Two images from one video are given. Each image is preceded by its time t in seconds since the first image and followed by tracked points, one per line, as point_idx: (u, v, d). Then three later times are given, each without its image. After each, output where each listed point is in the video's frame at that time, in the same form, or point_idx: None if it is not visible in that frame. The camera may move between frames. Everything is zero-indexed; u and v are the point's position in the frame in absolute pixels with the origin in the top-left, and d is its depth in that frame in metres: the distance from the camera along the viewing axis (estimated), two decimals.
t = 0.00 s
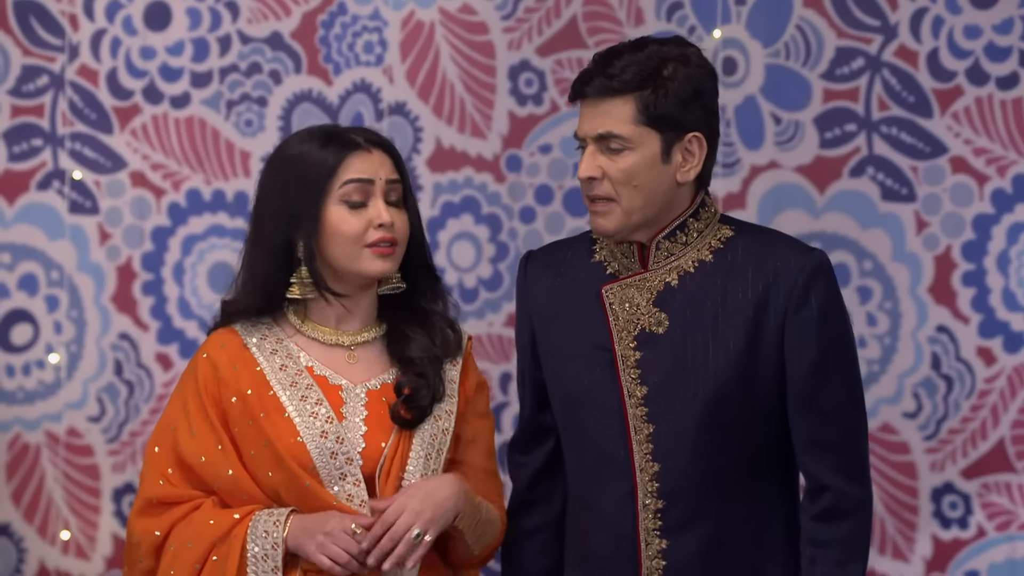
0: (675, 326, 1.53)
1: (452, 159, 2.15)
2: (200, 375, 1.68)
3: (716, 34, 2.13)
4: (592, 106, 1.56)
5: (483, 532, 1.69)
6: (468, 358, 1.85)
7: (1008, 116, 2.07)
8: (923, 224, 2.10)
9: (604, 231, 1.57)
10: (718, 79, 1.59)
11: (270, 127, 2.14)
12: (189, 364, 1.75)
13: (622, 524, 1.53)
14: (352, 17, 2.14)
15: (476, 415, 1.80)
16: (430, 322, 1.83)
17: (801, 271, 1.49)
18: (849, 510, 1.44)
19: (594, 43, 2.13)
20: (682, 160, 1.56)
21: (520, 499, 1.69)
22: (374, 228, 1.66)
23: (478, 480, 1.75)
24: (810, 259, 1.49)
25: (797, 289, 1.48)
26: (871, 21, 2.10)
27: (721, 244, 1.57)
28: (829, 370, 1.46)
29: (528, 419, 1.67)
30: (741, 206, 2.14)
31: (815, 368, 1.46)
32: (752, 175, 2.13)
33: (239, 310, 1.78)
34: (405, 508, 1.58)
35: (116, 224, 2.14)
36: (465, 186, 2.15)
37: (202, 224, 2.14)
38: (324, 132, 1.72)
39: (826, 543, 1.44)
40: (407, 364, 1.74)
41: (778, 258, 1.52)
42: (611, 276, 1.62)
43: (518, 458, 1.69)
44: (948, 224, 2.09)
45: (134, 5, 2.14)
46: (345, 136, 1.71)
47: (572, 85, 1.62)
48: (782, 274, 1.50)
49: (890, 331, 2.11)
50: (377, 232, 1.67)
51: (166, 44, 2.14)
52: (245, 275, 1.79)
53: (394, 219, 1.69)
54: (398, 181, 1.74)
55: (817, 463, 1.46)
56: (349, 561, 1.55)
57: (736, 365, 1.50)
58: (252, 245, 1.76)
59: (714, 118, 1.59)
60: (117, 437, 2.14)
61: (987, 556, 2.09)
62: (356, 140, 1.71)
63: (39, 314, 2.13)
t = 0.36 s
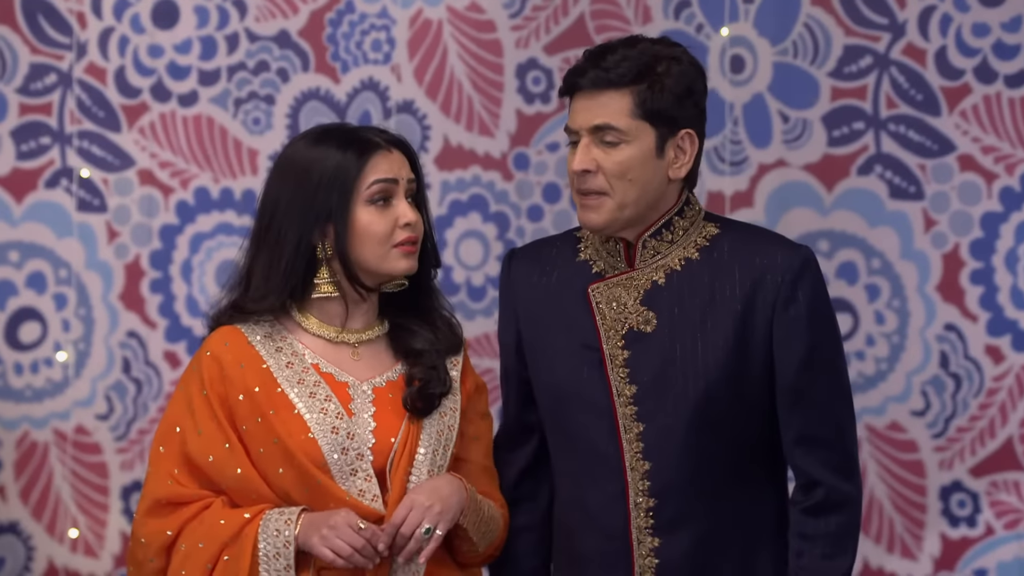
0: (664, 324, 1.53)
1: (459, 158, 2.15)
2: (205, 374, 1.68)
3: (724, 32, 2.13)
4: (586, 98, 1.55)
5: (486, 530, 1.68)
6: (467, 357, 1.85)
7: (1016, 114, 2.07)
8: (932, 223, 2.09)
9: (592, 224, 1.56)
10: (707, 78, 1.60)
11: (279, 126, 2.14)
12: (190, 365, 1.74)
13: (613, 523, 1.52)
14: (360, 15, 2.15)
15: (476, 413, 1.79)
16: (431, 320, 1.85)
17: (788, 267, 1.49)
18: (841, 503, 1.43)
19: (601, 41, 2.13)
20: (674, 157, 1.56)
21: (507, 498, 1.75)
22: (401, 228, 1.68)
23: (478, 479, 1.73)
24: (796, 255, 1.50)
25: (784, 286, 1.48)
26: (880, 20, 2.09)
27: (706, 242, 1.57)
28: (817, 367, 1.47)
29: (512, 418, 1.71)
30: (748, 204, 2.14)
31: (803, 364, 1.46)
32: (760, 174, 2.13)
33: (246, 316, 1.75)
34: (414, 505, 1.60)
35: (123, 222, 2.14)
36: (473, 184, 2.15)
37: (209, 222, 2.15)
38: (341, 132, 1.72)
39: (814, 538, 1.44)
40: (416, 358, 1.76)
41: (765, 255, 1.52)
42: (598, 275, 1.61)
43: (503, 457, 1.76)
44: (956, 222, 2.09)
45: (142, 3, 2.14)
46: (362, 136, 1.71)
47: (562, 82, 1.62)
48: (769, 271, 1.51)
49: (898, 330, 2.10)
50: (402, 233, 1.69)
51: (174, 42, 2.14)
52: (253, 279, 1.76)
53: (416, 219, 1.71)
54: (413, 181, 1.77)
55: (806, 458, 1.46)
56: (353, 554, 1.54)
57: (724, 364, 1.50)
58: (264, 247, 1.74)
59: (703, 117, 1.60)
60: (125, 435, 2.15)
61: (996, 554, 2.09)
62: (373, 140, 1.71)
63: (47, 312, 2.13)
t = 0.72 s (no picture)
0: (684, 321, 1.53)
1: (465, 157, 2.15)
2: (207, 375, 1.67)
3: (729, 31, 2.13)
4: (604, 100, 1.54)
5: (490, 520, 1.71)
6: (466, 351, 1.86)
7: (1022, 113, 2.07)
8: (938, 222, 2.09)
9: (617, 231, 1.56)
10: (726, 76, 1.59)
11: (285, 125, 2.14)
12: (191, 368, 1.73)
13: (628, 519, 1.52)
14: (365, 15, 2.14)
15: (476, 410, 1.80)
16: (432, 316, 1.85)
17: (809, 267, 1.49)
18: (856, 502, 1.43)
19: (608, 40, 2.13)
20: (693, 156, 1.55)
21: (523, 498, 1.66)
22: (395, 230, 1.68)
23: (481, 475, 1.76)
24: (817, 254, 1.50)
25: (805, 285, 1.48)
26: (886, 19, 2.09)
27: (729, 240, 1.57)
28: (837, 366, 1.46)
29: (534, 414, 1.65)
30: (754, 203, 2.14)
31: (823, 363, 1.45)
32: (766, 173, 2.13)
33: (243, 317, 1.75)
34: (421, 497, 1.61)
35: (130, 221, 2.14)
36: (479, 184, 2.15)
37: (215, 221, 2.15)
38: (335, 133, 1.71)
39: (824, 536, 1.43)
40: (417, 351, 1.77)
41: (787, 254, 1.52)
42: (620, 271, 1.61)
43: (524, 456, 1.67)
44: (962, 221, 2.09)
45: (148, 3, 2.14)
46: (356, 137, 1.71)
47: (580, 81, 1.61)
48: (790, 270, 1.50)
49: (904, 330, 2.10)
50: (397, 235, 1.68)
51: (180, 41, 2.14)
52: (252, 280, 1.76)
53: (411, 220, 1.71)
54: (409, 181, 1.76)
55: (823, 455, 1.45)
56: (367, 544, 1.54)
57: (744, 361, 1.50)
58: (263, 248, 1.73)
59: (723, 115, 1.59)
60: (131, 434, 2.15)
61: (1002, 554, 2.09)
62: (368, 141, 1.71)
63: (53, 311, 2.13)
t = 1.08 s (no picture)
0: (695, 322, 1.53)
1: (464, 157, 2.15)
2: (201, 376, 1.68)
3: (729, 31, 2.13)
4: (604, 110, 1.55)
5: (488, 524, 1.70)
6: (463, 345, 1.85)
7: (1021, 113, 2.07)
8: (937, 222, 2.09)
9: (621, 234, 1.58)
10: (729, 80, 1.57)
11: (283, 125, 2.14)
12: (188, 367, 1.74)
13: (639, 520, 1.52)
14: (364, 15, 2.14)
15: (475, 404, 1.79)
16: (429, 313, 1.85)
17: (820, 269, 1.49)
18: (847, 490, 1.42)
19: (606, 40, 2.13)
20: (692, 162, 1.55)
21: (538, 497, 1.64)
22: (393, 230, 1.68)
23: (479, 473, 1.76)
24: (829, 257, 1.50)
25: (816, 286, 1.48)
26: (884, 19, 2.09)
27: (743, 242, 1.57)
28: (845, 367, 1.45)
29: (550, 414, 1.64)
30: (753, 203, 2.14)
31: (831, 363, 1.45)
32: (765, 173, 2.13)
33: (239, 315, 1.76)
34: (419, 503, 1.60)
35: (129, 221, 2.14)
36: (478, 184, 2.15)
37: (214, 221, 2.15)
38: (335, 132, 1.71)
39: (774, 493, 1.40)
40: (410, 346, 1.76)
41: (798, 257, 1.52)
42: (633, 271, 1.62)
43: (539, 455, 1.66)
44: (961, 221, 2.09)
45: (147, 3, 2.14)
46: (356, 137, 1.70)
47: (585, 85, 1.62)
48: (800, 272, 1.50)
49: (903, 329, 2.10)
50: (394, 234, 1.68)
51: (179, 41, 2.14)
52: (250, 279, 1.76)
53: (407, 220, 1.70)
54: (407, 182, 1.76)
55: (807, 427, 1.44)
56: (361, 540, 1.54)
57: (753, 361, 1.49)
58: (259, 247, 1.74)
59: (728, 121, 1.57)
60: (130, 434, 2.15)
61: (1001, 554, 2.09)
62: (368, 140, 1.71)
63: (52, 311, 2.13)
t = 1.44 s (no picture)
0: (686, 325, 1.54)
1: (464, 157, 2.16)
2: (203, 373, 1.69)
3: (728, 32, 2.14)
4: (602, 104, 1.57)
5: (489, 525, 1.70)
6: (467, 344, 1.86)
7: (1019, 113, 2.07)
8: (935, 222, 2.10)
9: (615, 233, 1.58)
10: (729, 80, 1.58)
11: (284, 125, 2.15)
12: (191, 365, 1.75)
13: (633, 521, 1.53)
14: (365, 15, 2.15)
15: (479, 404, 1.80)
16: (432, 312, 1.85)
17: (809, 271, 1.48)
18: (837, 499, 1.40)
19: (606, 40, 2.14)
20: (687, 159, 1.55)
21: (547, 495, 1.65)
22: (394, 231, 1.69)
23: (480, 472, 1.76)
24: (819, 259, 1.49)
25: (804, 289, 1.47)
26: (883, 19, 2.10)
27: (735, 244, 1.57)
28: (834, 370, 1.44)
29: (556, 414, 1.65)
30: (753, 203, 2.15)
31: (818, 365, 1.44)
32: (764, 173, 2.14)
33: (242, 312, 1.77)
34: (416, 502, 1.61)
35: (130, 221, 2.15)
36: (478, 184, 2.16)
37: (215, 221, 2.15)
38: (338, 132, 1.72)
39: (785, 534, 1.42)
40: (413, 344, 1.77)
41: (788, 260, 1.51)
42: (629, 273, 1.63)
43: (547, 454, 1.67)
44: (959, 221, 2.09)
45: (149, 3, 2.15)
46: (360, 137, 1.71)
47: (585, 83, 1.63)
48: (789, 275, 1.50)
49: (902, 329, 2.11)
50: (395, 235, 1.69)
51: (180, 41, 2.15)
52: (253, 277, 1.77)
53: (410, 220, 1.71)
54: (410, 182, 1.76)
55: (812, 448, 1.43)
56: (360, 538, 1.55)
57: (742, 365, 1.49)
58: (263, 246, 1.75)
59: (725, 118, 1.58)
60: (131, 433, 2.15)
61: (999, 553, 2.10)
62: (371, 141, 1.71)
63: (53, 311, 2.14)
